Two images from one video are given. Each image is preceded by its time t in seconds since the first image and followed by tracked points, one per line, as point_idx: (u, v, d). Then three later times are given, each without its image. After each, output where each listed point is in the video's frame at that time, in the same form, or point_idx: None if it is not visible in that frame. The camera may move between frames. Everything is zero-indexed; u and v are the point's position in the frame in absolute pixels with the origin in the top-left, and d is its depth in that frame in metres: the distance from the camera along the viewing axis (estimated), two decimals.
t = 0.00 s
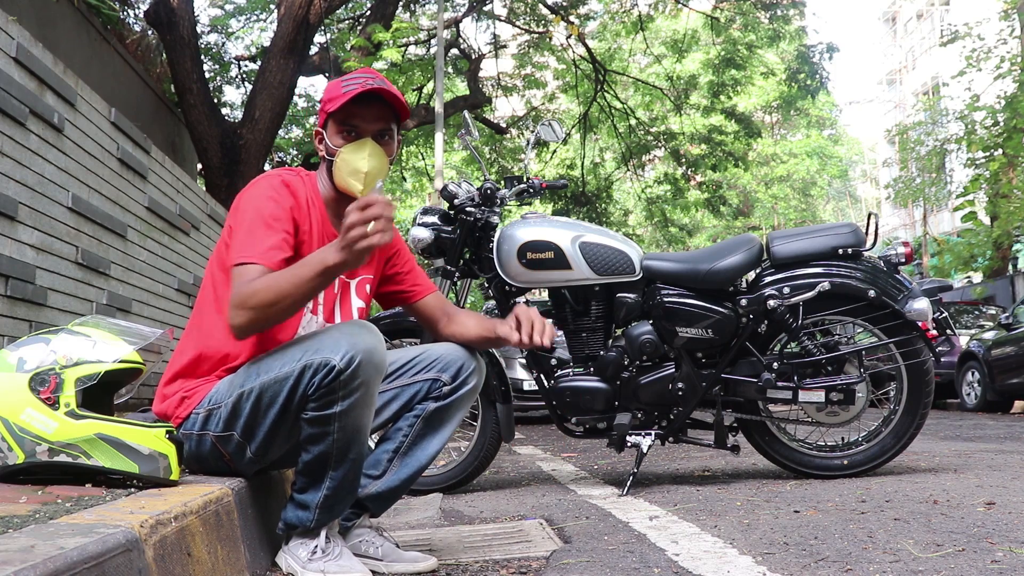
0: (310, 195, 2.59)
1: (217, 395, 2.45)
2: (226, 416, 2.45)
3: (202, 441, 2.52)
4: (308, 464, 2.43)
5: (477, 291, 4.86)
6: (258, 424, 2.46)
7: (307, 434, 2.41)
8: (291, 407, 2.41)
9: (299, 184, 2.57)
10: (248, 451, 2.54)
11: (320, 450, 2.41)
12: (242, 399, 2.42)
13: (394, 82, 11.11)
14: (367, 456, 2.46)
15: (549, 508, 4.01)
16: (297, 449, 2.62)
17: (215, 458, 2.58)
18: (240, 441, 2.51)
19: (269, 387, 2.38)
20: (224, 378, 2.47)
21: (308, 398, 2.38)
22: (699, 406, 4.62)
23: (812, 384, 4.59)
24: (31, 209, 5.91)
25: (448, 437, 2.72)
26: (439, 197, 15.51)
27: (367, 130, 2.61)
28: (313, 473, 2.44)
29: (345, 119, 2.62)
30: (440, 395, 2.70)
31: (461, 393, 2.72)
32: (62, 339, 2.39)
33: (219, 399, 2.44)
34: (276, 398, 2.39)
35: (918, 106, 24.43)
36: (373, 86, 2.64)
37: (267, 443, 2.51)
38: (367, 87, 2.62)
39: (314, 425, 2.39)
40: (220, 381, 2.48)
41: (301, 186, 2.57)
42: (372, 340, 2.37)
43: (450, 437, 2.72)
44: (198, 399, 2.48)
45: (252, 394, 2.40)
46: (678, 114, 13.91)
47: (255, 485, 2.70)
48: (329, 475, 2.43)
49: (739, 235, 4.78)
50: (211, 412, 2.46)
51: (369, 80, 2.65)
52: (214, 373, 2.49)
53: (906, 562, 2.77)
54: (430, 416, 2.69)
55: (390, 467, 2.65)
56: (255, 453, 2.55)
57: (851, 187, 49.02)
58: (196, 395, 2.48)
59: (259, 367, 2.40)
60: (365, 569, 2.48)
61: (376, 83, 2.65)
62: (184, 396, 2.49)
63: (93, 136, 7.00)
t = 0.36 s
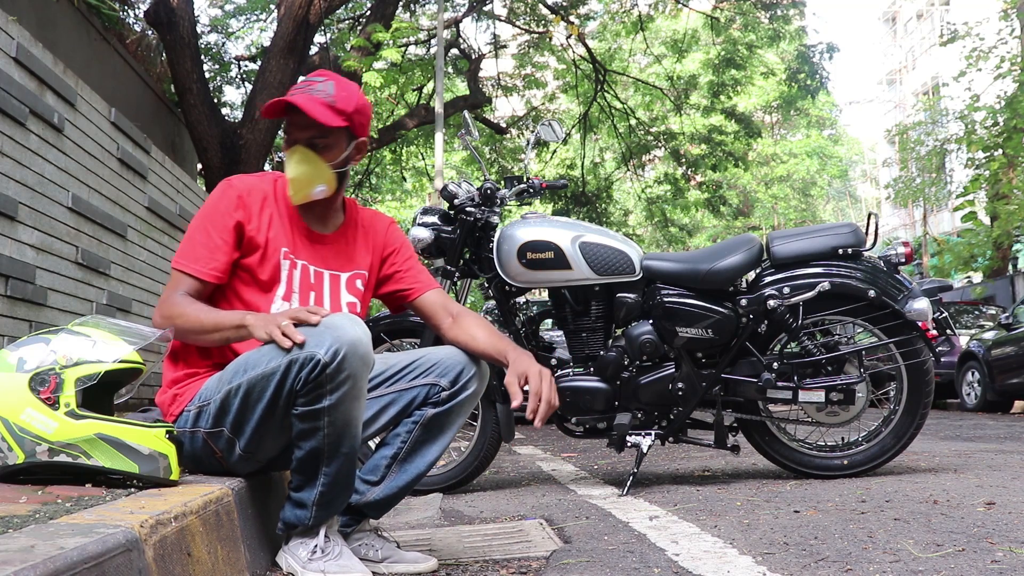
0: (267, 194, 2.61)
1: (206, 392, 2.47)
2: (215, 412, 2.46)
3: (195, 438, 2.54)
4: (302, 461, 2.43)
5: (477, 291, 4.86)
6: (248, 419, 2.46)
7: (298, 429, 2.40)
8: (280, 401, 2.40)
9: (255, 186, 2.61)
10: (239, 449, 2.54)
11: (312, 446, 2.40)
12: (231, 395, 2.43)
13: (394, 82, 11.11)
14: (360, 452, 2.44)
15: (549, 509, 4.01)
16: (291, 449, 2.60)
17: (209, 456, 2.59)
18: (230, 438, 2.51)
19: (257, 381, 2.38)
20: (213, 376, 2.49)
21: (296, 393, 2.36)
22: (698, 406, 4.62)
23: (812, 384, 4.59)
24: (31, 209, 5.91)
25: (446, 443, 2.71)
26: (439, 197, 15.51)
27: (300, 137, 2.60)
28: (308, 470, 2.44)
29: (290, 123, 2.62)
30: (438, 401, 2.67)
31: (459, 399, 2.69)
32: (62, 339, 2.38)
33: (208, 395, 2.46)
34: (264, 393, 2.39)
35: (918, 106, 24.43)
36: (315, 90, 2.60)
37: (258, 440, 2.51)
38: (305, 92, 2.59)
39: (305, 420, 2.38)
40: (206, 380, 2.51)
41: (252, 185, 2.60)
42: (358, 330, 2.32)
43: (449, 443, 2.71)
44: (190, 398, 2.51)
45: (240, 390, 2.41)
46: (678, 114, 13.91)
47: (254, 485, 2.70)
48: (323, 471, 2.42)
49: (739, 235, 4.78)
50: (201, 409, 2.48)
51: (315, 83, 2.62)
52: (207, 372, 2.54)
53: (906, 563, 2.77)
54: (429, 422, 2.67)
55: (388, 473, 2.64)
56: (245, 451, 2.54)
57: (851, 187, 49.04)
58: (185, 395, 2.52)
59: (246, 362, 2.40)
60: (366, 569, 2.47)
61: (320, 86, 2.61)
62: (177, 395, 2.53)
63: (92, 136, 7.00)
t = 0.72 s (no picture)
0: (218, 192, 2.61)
1: (198, 394, 2.47)
2: (208, 414, 2.46)
3: (190, 440, 2.54)
4: (297, 461, 2.43)
5: (477, 290, 4.86)
6: (240, 420, 2.46)
7: (292, 429, 2.39)
8: (272, 402, 2.40)
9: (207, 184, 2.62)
10: (234, 449, 2.53)
11: (306, 445, 2.39)
12: (224, 396, 2.43)
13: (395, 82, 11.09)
14: (355, 450, 2.44)
15: (549, 509, 4.01)
16: (287, 449, 2.60)
17: (205, 457, 2.59)
18: (224, 439, 2.51)
19: (249, 382, 2.39)
20: (205, 376, 2.49)
21: (289, 392, 2.36)
22: (698, 406, 4.62)
23: (812, 384, 4.59)
24: (30, 210, 5.92)
25: (443, 443, 2.70)
26: (439, 198, 15.51)
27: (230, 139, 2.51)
28: (304, 470, 2.43)
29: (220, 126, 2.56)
30: (433, 401, 2.67)
31: (455, 399, 2.68)
32: (62, 339, 2.38)
33: (201, 397, 2.46)
34: (256, 393, 2.39)
35: (918, 106, 24.44)
36: (238, 89, 2.52)
37: (253, 441, 2.51)
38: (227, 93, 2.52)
39: (298, 420, 2.37)
40: (199, 379, 2.50)
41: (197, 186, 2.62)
42: (348, 328, 2.33)
43: (446, 443, 2.71)
44: (183, 400, 2.50)
45: (232, 391, 2.41)
46: (678, 114, 13.92)
47: (253, 485, 2.69)
48: (319, 470, 2.42)
49: (739, 235, 4.78)
50: (194, 411, 2.48)
51: (236, 82, 2.54)
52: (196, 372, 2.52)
53: (906, 563, 2.77)
54: (425, 422, 2.67)
55: (386, 474, 2.64)
56: (240, 452, 2.54)
57: (851, 187, 49.04)
58: (178, 396, 2.51)
59: (238, 364, 2.41)
60: (366, 569, 2.47)
61: (241, 84, 2.53)
62: (170, 398, 2.53)
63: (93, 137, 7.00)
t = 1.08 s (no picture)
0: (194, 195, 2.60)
1: (200, 394, 2.47)
2: (210, 414, 2.46)
3: (191, 441, 2.54)
4: (300, 460, 2.43)
5: (477, 291, 4.86)
6: (243, 420, 2.46)
7: (296, 428, 2.40)
8: (276, 402, 2.40)
9: (182, 188, 2.61)
10: (235, 449, 2.53)
11: (310, 445, 2.40)
12: (227, 397, 2.43)
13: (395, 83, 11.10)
14: (358, 450, 2.44)
15: (549, 509, 4.01)
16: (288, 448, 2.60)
17: (206, 458, 2.59)
18: (226, 439, 2.51)
19: (254, 382, 2.39)
20: (207, 377, 2.49)
21: (294, 391, 2.37)
22: (698, 406, 4.62)
23: (812, 384, 4.59)
24: (31, 210, 5.92)
25: (443, 441, 2.71)
26: (439, 198, 15.52)
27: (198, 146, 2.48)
28: (307, 468, 2.43)
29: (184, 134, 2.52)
30: (432, 399, 2.68)
31: (454, 397, 2.69)
32: (62, 339, 2.37)
33: (202, 397, 2.46)
34: (260, 394, 2.40)
35: (918, 106, 24.44)
36: (200, 95, 2.50)
37: (254, 441, 2.51)
38: (190, 99, 2.50)
39: (302, 419, 2.38)
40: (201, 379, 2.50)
41: (172, 192, 2.60)
42: (354, 328, 2.35)
43: (445, 442, 2.72)
44: (185, 400, 2.50)
45: (236, 391, 2.41)
46: (678, 114, 13.92)
47: (254, 485, 2.70)
48: (322, 470, 2.41)
49: (739, 236, 4.78)
50: (195, 411, 2.48)
51: (197, 88, 2.51)
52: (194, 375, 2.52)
53: (906, 562, 2.77)
54: (424, 420, 2.68)
55: (386, 473, 2.64)
56: (242, 452, 2.54)
57: (851, 187, 49.05)
58: (180, 397, 2.51)
59: (242, 364, 2.41)
60: (366, 569, 2.47)
61: (201, 91, 2.50)
62: (171, 399, 2.53)
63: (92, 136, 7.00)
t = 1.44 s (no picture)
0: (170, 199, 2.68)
1: (201, 392, 2.48)
2: (212, 411, 2.47)
3: (192, 438, 2.54)
4: (301, 457, 2.42)
5: (477, 291, 4.87)
6: (245, 417, 2.46)
7: (298, 424, 2.39)
8: (279, 398, 2.40)
9: (155, 197, 2.69)
10: (236, 446, 2.53)
11: (313, 440, 2.39)
12: (230, 395, 2.44)
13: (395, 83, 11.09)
14: (361, 446, 2.44)
15: (549, 509, 4.01)
16: (288, 446, 2.60)
17: (207, 457, 2.59)
18: (228, 436, 2.51)
19: (256, 378, 2.39)
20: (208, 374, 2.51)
21: (298, 385, 2.36)
22: (698, 406, 4.62)
23: (812, 384, 4.59)
24: (30, 210, 5.91)
25: (442, 433, 2.72)
26: (439, 198, 15.52)
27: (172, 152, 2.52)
28: (309, 465, 2.42)
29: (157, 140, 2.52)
30: (431, 392, 2.70)
31: (453, 389, 2.72)
32: (61, 338, 2.36)
33: (204, 395, 2.47)
34: (263, 390, 2.40)
35: (918, 106, 24.44)
36: (169, 100, 2.50)
37: (256, 439, 2.51)
38: (158, 106, 2.50)
39: (306, 414, 2.37)
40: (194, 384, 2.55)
41: (146, 199, 2.69)
42: (358, 324, 2.36)
43: (444, 435, 2.73)
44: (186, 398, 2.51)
45: (240, 388, 2.42)
46: (678, 114, 13.91)
47: (254, 484, 2.69)
48: (323, 466, 2.41)
49: (739, 235, 4.78)
50: (197, 410, 2.49)
51: (166, 93, 2.51)
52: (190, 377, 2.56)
53: (906, 562, 2.77)
54: (423, 414, 2.68)
55: (385, 468, 2.63)
56: (244, 449, 2.54)
57: (851, 187, 49.07)
58: (184, 395, 2.55)
59: (246, 360, 2.41)
60: (366, 569, 2.48)
61: (172, 95, 2.50)
62: (174, 397, 2.56)
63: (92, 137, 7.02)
